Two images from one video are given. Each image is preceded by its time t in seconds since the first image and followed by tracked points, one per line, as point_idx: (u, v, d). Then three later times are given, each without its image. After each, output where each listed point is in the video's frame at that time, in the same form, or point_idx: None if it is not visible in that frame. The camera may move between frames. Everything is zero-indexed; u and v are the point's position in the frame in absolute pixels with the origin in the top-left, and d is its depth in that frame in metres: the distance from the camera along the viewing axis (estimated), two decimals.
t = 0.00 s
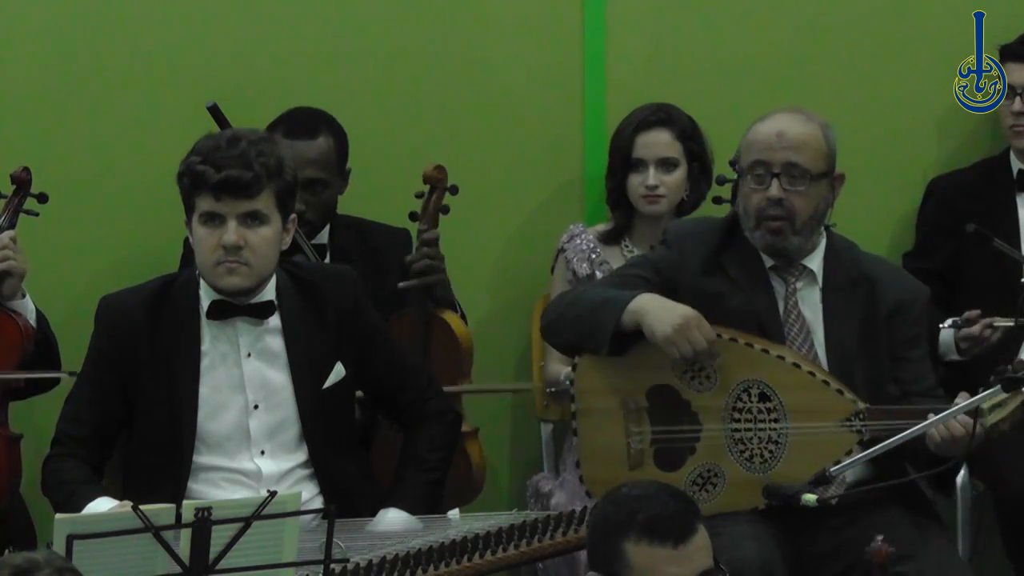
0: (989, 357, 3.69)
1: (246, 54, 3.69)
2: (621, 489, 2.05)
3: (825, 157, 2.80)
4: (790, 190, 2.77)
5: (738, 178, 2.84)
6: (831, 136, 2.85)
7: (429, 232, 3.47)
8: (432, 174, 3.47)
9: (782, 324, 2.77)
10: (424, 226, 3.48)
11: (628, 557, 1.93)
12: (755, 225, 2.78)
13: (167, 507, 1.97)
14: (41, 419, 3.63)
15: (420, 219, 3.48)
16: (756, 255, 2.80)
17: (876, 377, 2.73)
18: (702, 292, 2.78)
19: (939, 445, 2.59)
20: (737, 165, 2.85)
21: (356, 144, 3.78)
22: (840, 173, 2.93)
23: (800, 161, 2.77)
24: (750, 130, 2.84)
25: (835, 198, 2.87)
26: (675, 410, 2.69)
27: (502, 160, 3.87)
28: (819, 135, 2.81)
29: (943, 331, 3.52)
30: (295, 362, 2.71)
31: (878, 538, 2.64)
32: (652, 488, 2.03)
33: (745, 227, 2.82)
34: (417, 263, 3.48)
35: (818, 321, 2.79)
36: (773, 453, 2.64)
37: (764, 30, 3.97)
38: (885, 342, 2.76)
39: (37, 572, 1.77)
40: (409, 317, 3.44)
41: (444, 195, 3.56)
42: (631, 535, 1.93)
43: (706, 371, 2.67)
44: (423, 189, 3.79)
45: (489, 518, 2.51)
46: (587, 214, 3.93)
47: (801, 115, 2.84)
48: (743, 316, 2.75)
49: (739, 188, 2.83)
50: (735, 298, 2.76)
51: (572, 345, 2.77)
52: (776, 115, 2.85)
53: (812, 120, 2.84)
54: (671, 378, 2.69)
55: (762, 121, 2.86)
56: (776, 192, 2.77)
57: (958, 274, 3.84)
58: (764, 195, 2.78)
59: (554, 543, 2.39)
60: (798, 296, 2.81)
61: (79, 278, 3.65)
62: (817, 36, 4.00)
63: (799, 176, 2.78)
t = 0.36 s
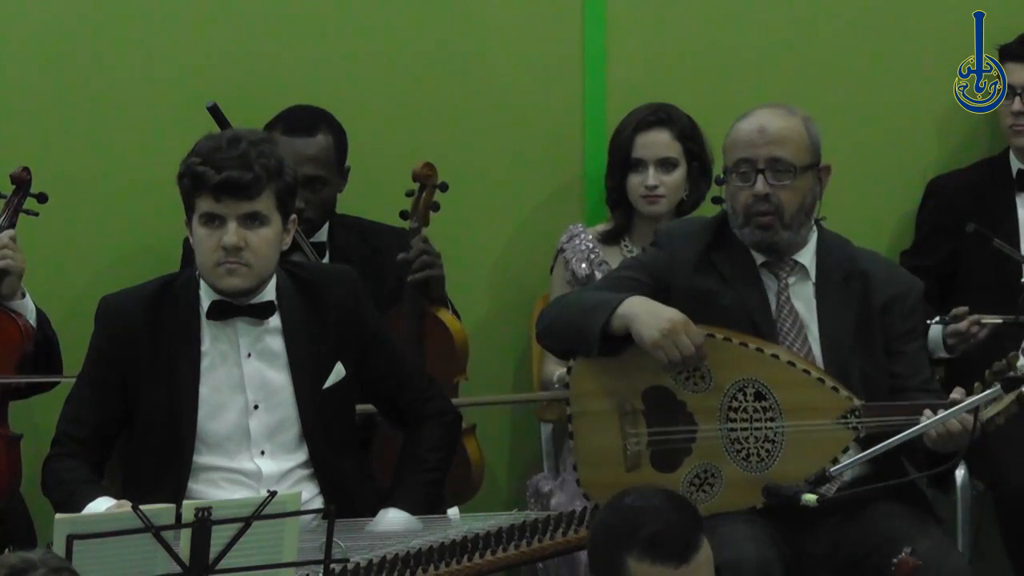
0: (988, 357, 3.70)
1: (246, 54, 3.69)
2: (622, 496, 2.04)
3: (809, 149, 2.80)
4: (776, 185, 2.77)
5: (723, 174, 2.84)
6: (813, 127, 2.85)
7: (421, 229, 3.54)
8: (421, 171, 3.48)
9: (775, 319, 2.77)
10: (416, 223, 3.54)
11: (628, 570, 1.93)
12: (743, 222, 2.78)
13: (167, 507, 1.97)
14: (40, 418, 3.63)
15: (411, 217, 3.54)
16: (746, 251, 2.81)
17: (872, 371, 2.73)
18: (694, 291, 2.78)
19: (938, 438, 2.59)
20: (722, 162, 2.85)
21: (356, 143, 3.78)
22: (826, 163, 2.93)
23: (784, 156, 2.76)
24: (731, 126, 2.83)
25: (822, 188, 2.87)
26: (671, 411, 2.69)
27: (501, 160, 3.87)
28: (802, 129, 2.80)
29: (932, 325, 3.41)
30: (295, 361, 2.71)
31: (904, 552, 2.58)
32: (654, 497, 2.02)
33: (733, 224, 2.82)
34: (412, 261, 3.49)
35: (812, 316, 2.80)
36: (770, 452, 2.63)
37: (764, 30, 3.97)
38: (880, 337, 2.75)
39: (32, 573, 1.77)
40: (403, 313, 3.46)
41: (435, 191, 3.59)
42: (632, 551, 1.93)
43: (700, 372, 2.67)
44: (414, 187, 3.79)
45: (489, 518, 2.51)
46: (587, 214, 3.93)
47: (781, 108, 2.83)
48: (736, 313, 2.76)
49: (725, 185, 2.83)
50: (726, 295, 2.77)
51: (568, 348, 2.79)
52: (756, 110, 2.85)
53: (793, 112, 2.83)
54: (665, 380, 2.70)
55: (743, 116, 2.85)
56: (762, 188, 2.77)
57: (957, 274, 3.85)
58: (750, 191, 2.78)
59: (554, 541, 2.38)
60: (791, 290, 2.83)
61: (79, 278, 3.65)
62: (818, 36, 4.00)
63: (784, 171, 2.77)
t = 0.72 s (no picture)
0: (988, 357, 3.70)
1: (246, 54, 3.70)
2: (617, 503, 2.02)
3: (799, 149, 2.79)
4: (771, 189, 2.76)
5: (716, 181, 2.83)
6: (801, 127, 2.84)
7: (417, 231, 3.53)
8: (416, 172, 3.49)
9: (773, 318, 2.76)
10: (411, 224, 3.52)
11: None
12: (741, 227, 2.77)
13: (167, 507, 1.97)
14: (41, 420, 3.63)
15: (406, 218, 3.53)
16: (743, 254, 2.80)
17: (870, 370, 2.73)
18: (692, 292, 2.79)
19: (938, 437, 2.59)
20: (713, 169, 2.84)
21: (356, 143, 3.78)
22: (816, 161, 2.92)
23: (776, 159, 2.76)
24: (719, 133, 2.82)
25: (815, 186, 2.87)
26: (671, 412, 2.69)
27: (501, 160, 3.87)
28: (791, 131, 2.80)
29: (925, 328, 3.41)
30: (295, 362, 2.71)
31: (899, 552, 2.57)
32: (648, 503, 2.00)
33: (730, 230, 2.81)
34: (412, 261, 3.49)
35: (810, 318, 2.79)
36: (770, 452, 2.64)
37: (765, 30, 3.97)
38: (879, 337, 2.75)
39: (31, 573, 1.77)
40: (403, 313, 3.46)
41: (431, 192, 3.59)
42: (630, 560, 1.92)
43: (700, 373, 2.67)
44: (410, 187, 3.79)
45: (490, 518, 2.51)
46: (587, 214, 3.94)
47: (766, 110, 2.83)
48: (732, 313, 2.76)
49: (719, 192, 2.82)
50: (724, 296, 2.77)
51: (566, 349, 2.79)
52: (742, 115, 2.84)
53: (779, 114, 2.83)
54: (664, 381, 2.70)
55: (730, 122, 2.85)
56: (757, 192, 2.76)
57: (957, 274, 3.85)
58: (745, 196, 2.77)
59: (554, 542, 2.39)
60: (787, 290, 2.82)
61: (80, 279, 3.66)
62: (818, 36, 4.00)
63: (777, 174, 2.77)
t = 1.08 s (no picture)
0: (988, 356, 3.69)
1: (247, 54, 3.70)
2: (613, 500, 2.03)
3: (795, 149, 2.80)
4: (770, 189, 2.77)
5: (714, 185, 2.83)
6: (795, 126, 2.85)
7: (425, 232, 3.48)
8: (426, 173, 3.46)
9: (772, 319, 2.77)
10: (421, 225, 3.48)
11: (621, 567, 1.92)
12: (743, 229, 2.78)
13: (167, 507, 1.97)
14: (42, 419, 3.64)
15: (415, 218, 3.48)
16: (741, 255, 2.80)
17: (870, 371, 2.73)
18: (691, 294, 2.79)
19: (938, 437, 2.59)
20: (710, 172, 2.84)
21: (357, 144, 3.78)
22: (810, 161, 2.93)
23: (773, 159, 2.76)
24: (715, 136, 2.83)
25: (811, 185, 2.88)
26: (671, 412, 2.69)
27: (501, 160, 3.87)
28: (785, 131, 2.81)
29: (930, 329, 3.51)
30: (295, 361, 2.71)
31: (898, 552, 2.57)
32: (645, 498, 2.01)
33: (731, 233, 2.81)
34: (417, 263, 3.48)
35: (807, 318, 2.80)
36: (770, 453, 2.63)
37: (765, 30, 3.97)
38: (877, 337, 2.74)
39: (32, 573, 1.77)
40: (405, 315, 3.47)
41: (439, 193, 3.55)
42: (627, 551, 1.92)
43: (700, 373, 2.67)
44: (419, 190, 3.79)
45: (490, 518, 2.51)
46: (587, 214, 3.94)
47: (760, 112, 2.84)
48: (732, 315, 2.76)
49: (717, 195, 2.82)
50: (722, 297, 2.77)
51: (565, 350, 2.79)
52: (736, 117, 2.84)
53: (772, 115, 2.84)
54: (664, 381, 2.70)
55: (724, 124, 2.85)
56: (756, 194, 2.76)
57: (957, 274, 3.85)
58: (744, 198, 2.77)
59: (553, 542, 2.39)
60: (785, 291, 2.82)
61: (81, 279, 3.66)
62: (818, 35, 4.00)
63: (775, 174, 2.77)
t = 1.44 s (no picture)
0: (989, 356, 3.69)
1: (246, 54, 3.70)
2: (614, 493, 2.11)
3: (793, 149, 2.79)
4: (773, 192, 2.75)
5: (713, 191, 2.81)
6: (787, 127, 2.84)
7: (425, 232, 3.52)
8: (427, 173, 3.50)
9: (771, 320, 2.77)
10: (418, 226, 3.52)
11: (607, 551, 1.99)
12: (748, 233, 2.76)
13: (167, 507, 1.97)
14: (41, 420, 3.63)
15: (414, 220, 3.53)
16: (739, 258, 2.80)
17: (870, 372, 2.73)
18: (690, 295, 2.79)
19: (937, 437, 2.58)
20: (708, 178, 2.82)
21: (356, 144, 3.78)
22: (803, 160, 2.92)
23: (774, 162, 2.75)
24: (712, 142, 2.80)
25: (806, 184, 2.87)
26: (670, 413, 2.69)
27: (501, 160, 3.87)
28: (779, 131, 2.79)
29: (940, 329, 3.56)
30: (295, 360, 2.71)
31: (898, 551, 2.58)
32: (642, 493, 2.06)
33: (735, 238, 2.79)
34: (417, 264, 3.49)
35: (807, 320, 2.79)
36: (770, 453, 2.63)
37: (764, 30, 3.97)
38: (876, 336, 2.75)
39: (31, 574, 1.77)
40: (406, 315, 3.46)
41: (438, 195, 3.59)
42: (615, 534, 1.99)
43: (699, 373, 2.67)
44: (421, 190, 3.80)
45: (490, 518, 2.51)
46: (587, 214, 3.94)
47: (753, 115, 2.82)
48: (732, 316, 2.76)
49: (718, 202, 2.80)
50: (722, 298, 2.77)
51: (565, 351, 2.79)
52: (729, 122, 2.82)
53: (765, 117, 2.82)
54: (664, 381, 2.70)
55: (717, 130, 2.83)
56: (761, 197, 2.74)
57: (957, 274, 3.85)
58: (749, 202, 2.75)
59: (553, 542, 2.39)
60: (785, 291, 2.81)
61: (79, 279, 3.66)
62: (818, 35, 4.00)
63: (777, 176, 2.75)
